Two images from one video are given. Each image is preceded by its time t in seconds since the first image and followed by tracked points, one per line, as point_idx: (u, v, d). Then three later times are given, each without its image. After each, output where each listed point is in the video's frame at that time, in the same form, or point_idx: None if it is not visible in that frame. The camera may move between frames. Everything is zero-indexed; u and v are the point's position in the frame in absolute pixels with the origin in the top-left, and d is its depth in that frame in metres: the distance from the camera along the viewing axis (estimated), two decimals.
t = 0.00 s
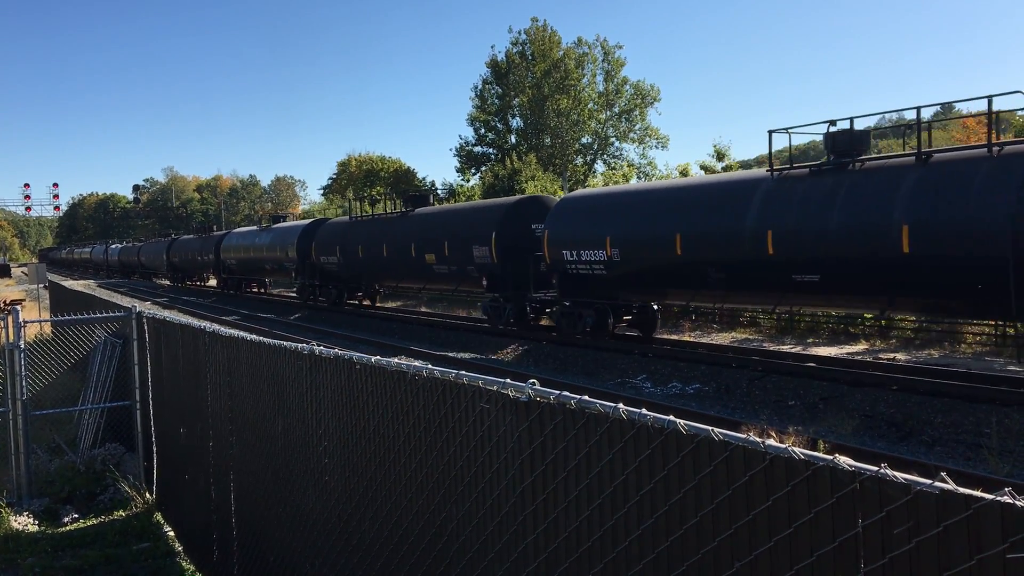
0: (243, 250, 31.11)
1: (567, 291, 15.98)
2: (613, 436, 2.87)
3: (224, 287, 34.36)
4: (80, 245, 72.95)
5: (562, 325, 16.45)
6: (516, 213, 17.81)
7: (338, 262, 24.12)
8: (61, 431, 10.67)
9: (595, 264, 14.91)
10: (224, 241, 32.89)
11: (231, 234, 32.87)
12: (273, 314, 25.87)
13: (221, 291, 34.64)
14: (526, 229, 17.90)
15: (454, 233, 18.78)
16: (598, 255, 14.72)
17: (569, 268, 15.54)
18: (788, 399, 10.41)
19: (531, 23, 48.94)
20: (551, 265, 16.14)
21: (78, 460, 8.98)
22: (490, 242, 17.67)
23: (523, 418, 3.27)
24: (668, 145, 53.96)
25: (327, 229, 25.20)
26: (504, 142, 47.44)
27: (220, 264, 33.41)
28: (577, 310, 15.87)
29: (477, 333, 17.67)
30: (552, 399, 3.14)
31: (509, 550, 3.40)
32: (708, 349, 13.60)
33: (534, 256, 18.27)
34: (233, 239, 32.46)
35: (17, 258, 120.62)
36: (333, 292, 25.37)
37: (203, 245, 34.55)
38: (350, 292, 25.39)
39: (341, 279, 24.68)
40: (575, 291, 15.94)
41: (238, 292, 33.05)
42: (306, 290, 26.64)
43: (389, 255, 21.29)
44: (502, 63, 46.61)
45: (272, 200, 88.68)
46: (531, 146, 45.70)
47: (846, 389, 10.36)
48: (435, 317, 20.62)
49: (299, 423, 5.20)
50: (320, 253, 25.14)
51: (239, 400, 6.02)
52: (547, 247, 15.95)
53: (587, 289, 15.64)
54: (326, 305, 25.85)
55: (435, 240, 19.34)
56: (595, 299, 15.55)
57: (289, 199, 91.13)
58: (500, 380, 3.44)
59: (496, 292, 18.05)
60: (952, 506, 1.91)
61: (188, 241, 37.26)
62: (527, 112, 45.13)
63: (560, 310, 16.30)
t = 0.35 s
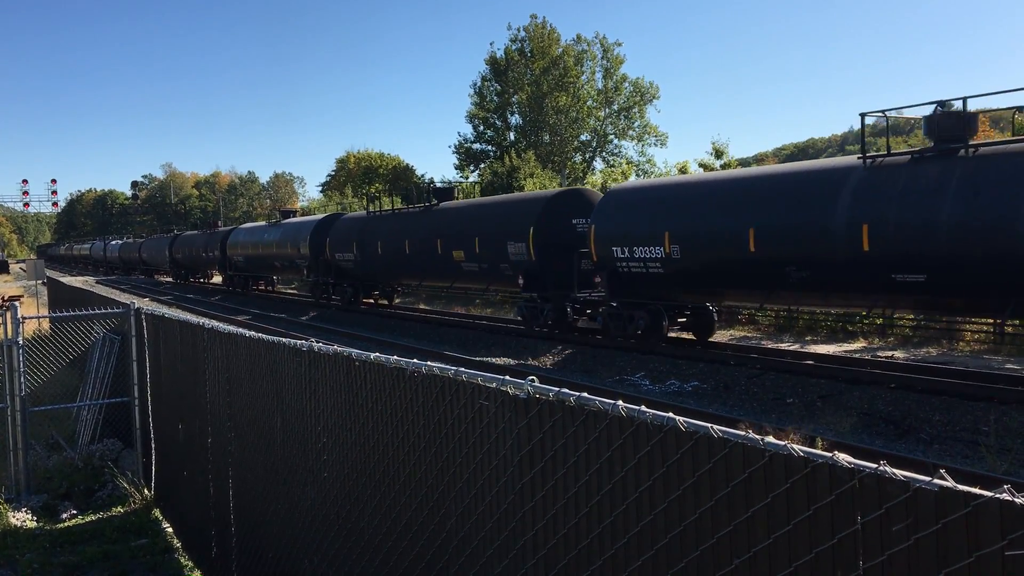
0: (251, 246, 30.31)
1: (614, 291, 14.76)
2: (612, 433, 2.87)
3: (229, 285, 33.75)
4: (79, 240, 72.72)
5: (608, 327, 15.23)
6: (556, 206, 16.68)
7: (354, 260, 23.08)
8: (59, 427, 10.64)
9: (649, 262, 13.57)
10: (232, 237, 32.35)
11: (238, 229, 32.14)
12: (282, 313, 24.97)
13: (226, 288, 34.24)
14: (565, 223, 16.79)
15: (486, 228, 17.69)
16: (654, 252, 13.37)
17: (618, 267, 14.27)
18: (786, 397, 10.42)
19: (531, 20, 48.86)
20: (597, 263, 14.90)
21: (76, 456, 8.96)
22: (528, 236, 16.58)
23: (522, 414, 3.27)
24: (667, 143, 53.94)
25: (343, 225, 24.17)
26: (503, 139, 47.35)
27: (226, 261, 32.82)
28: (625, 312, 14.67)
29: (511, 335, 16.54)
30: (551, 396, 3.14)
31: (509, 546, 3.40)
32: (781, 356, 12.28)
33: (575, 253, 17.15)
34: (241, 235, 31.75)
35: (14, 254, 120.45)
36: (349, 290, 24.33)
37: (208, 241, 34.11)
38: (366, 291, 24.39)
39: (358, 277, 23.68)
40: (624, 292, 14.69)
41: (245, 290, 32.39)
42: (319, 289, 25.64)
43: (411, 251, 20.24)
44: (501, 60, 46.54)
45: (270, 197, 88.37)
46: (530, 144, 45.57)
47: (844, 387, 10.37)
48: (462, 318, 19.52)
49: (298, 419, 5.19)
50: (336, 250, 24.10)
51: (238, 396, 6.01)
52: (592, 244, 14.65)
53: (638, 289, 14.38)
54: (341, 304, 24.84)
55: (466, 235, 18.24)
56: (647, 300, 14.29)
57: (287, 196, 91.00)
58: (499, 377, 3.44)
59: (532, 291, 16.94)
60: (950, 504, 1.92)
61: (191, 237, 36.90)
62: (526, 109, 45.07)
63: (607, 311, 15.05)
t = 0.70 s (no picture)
0: (258, 244, 29.67)
1: (672, 291, 13.59)
2: (611, 430, 2.87)
3: (235, 284, 33.28)
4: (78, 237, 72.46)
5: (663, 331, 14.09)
6: (601, 199, 15.64)
7: (372, 258, 22.24)
8: (57, 425, 10.63)
9: (715, 259, 12.43)
10: (238, 235, 31.84)
11: (244, 225, 31.58)
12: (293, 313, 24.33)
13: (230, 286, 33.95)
14: (611, 217, 15.73)
15: (522, 224, 16.75)
16: (722, 249, 12.24)
17: (677, 266, 13.17)
18: (784, 394, 10.43)
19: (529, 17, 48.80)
20: (651, 261, 13.73)
21: (74, 453, 8.96)
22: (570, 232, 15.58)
23: (521, 412, 3.27)
24: (665, 140, 53.93)
25: (361, 221, 23.29)
26: (501, 136, 47.28)
27: (232, 259, 32.36)
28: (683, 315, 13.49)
29: (550, 336, 15.62)
30: (550, 393, 3.15)
31: (507, 543, 3.40)
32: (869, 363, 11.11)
33: (621, 250, 16.09)
34: (247, 231, 31.20)
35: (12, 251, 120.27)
36: (367, 289, 23.50)
37: (211, 238, 33.83)
38: (384, 290, 23.58)
39: (375, 275, 22.85)
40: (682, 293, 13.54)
41: (251, 288, 31.89)
42: (334, 288, 24.89)
43: (437, 249, 19.37)
44: (499, 57, 46.51)
45: (268, 194, 88.22)
46: (528, 141, 45.43)
47: (842, 384, 10.39)
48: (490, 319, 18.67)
49: (296, 416, 5.19)
50: (353, 248, 23.24)
51: (236, 393, 6.00)
52: (647, 239, 13.53)
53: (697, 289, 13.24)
54: (357, 303, 24.07)
55: (500, 232, 17.29)
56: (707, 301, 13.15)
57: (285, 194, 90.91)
58: (497, 374, 3.45)
59: (575, 291, 15.93)
60: (950, 499, 1.92)
61: (193, 234, 36.71)
62: (524, 107, 45.03)
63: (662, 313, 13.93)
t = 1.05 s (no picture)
0: (266, 241, 28.94)
1: (741, 292, 12.26)
2: (605, 427, 2.88)
3: (238, 284, 32.62)
4: (74, 236, 72.07)
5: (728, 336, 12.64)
6: (654, 190, 14.44)
7: (390, 255, 21.37)
8: (51, 425, 10.59)
9: (793, 256, 11.06)
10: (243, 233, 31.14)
11: (249, 223, 31.12)
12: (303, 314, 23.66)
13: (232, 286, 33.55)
14: (664, 211, 14.52)
15: (562, 219, 15.66)
16: (802, 244, 10.88)
17: (745, 263, 11.87)
18: (779, 390, 10.45)
19: (523, 15, 48.78)
20: (715, 259, 12.39)
21: (69, 453, 8.94)
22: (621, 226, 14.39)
23: (516, 408, 3.28)
24: (659, 137, 53.96)
25: (379, 217, 22.36)
26: (496, 134, 47.27)
27: (235, 258, 31.78)
28: (750, 318, 12.15)
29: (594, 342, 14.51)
30: (545, 391, 3.15)
31: (502, 539, 3.41)
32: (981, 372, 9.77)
33: (676, 246, 14.80)
34: (252, 229, 30.71)
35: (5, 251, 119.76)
36: (384, 289, 22.63)
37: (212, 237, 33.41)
38: (401, 289, 22.76)
39: (393, 274, 22.05)
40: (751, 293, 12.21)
41: (256, 288, 31.30)
42: (349, 287, 24.12)
43: (462, 245, 18.40)
44: (494, 54, 46.49)
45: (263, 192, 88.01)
46: (523, 138, 45.33)
47: (837, 380, 10.43)
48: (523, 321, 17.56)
49: (292, 415, 5.18)
50: (370, 246, 22.36)
51: (232, 392, 5.99)
52: (710, 234, 12.21)
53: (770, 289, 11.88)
54: (371, 303, 23.30)
55: (538, 227, 16.21)
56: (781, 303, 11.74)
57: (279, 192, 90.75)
58: (492, 371, 3.45)
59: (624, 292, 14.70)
60: (942, 493, 1.93)
61: (193, 232, 36.41)
62: (518, 104, 45.01)
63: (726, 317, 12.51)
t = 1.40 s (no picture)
0: (269, 241, 27.73)
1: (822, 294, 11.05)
2: (598, 426, 2.90)
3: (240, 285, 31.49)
4: (66, 237, 71.54)
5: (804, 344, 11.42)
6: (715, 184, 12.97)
7: (408, 256, 20.22)
8: (43, 426, 10.54)
9: (889, 254, 9.87)
10: (245, 232, 29.99)
11: (251, 222, 29.98)
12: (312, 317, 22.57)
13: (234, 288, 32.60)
14: (726, 205, 12.99)
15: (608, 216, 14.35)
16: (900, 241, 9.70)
17: (829, 263, 10.68)
18: (772, 389, 10.50)
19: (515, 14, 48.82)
20: (792, 258, 11.20)
21: (62, 454, 8.91)
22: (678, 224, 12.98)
23: (509, 408, 3.29)
24: (652, 136, 54.07)
25: (396, 215, 21.17)
26: (489, 133, 47.28)
27: (238, 259, 30.59)
28: (833, 324, 10.88)
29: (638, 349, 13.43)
30: (538, 391, 3.17)
31: (496, 538, 3.42)
32: None
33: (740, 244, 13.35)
34: (255, 229, 29.52)
35: None
36: (400, 292, 21.45)
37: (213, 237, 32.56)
38: (419, 291, 21.59)
39: (411, 276, 20.89)
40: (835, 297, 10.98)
41: (261, 289, 30.24)
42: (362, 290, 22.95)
43: (491, 245, 17.17)
44: (486, 54, 46.51)
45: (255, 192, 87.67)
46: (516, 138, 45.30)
47: (829, 378, 10.48)
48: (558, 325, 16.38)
49: (285, 416, 5.19)
50: (386, 245, 21.22)
51: (225, 392, 5.98)
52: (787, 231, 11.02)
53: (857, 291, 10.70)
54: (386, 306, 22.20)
55: (578, 224, 14.88)
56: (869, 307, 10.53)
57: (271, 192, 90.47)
58: (485, 371, 3.47)
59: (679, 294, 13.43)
60: (933, 492, 1.96)
61: (189, 231, 35.87)
62: (511, 103, 45.01)
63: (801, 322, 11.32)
